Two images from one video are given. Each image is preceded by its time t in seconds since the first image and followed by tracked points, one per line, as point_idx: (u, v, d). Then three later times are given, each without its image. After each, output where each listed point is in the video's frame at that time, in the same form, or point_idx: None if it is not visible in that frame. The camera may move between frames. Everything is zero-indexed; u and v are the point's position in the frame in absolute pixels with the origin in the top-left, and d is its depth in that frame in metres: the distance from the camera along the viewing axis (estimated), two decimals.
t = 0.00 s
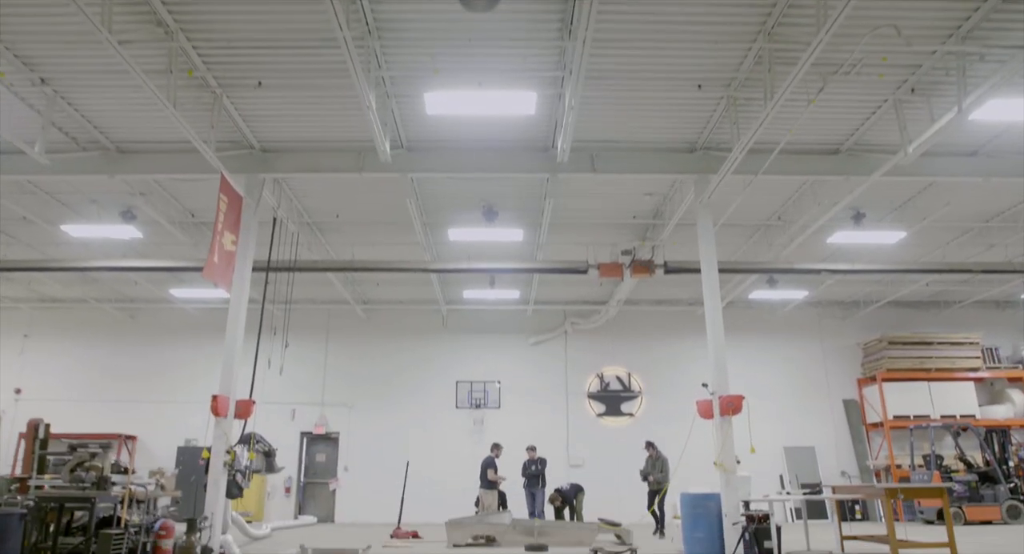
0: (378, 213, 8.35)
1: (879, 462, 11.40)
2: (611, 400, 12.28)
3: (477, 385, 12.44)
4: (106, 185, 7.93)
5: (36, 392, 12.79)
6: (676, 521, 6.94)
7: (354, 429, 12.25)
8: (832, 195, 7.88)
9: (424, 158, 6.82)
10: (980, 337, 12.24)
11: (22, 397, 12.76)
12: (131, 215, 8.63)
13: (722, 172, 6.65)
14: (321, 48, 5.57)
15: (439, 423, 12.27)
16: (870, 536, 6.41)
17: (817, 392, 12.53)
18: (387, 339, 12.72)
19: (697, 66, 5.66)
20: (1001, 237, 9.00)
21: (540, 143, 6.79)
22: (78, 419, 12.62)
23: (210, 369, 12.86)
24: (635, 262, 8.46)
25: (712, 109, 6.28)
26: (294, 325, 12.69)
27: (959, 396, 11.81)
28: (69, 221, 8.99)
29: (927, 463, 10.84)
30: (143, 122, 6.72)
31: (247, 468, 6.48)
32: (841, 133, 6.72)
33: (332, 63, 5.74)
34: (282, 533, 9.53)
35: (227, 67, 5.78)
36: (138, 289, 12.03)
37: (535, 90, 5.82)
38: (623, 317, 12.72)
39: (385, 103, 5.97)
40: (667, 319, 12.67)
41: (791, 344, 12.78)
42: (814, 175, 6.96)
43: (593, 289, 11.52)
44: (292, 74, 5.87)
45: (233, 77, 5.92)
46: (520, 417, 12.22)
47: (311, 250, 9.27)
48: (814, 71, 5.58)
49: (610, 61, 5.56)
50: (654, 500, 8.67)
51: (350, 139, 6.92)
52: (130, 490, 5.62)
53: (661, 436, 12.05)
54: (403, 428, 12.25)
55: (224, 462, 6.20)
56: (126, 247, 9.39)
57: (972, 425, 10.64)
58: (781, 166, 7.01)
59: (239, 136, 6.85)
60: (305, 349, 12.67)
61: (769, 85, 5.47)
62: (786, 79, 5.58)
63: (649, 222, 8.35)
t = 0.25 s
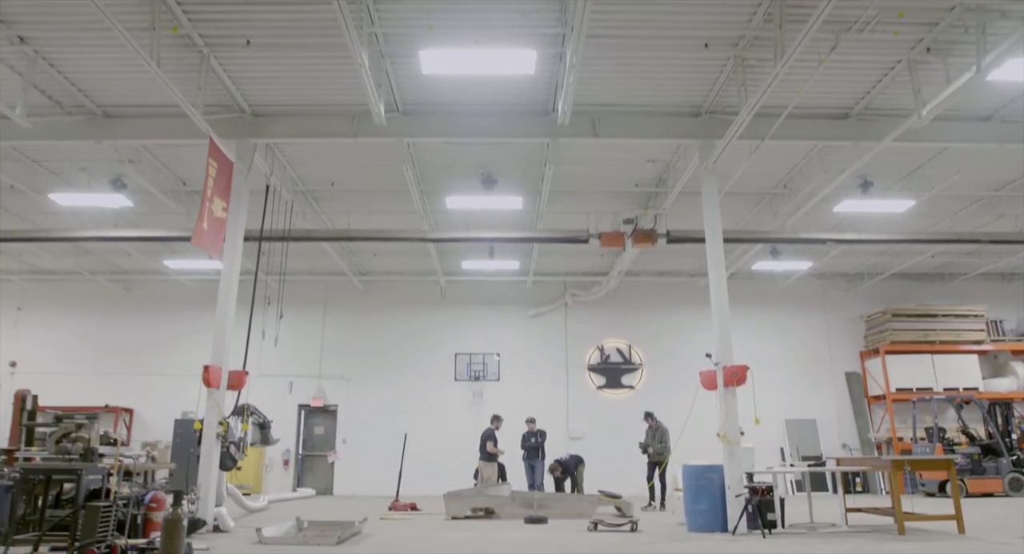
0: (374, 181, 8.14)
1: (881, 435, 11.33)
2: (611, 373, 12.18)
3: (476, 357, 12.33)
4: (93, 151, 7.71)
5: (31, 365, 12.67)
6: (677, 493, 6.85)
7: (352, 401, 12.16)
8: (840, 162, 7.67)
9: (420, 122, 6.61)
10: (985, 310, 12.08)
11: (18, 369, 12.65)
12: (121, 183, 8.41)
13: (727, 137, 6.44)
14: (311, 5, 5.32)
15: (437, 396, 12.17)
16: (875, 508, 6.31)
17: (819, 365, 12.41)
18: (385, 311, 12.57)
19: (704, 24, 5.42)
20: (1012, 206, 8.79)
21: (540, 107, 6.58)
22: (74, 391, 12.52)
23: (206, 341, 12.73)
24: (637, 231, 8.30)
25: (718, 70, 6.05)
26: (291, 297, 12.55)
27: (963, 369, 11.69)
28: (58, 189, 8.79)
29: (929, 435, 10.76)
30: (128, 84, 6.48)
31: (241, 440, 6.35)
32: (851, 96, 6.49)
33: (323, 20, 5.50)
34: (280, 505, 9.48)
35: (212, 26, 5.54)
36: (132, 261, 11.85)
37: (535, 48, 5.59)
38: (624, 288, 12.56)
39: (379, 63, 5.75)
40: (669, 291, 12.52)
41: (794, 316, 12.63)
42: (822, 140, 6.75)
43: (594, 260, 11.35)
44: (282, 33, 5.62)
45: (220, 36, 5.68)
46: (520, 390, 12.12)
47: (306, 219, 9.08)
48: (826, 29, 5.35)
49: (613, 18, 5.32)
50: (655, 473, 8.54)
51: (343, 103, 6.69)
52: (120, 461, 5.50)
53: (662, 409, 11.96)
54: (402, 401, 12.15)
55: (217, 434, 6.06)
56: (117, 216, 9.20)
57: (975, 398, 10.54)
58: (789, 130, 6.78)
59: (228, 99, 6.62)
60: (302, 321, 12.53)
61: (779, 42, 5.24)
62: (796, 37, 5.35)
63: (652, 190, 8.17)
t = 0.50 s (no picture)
0: (368, 150, 7.92)
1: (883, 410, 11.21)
2: (612, 347, 12.04)
3: (474, 332, 12.18)
4: (79, 120, 7.48)
5: (25, 341, 12.52)
6: (679, 469, 6.72)
7: (350, 377, 12.05)
8: (848, 130, 7.44)
9: (415, 88, 6.40)
10: (991, 284, 11.90)
11: (11, 345, 12.49)
12: (110, 153, 8.18)
13: (733, 103, 6.22)
14: None
15: (436, 371, 12.04)
16: (882, 484, 6.17)
17: (822, 339, 12.26)
18: (383, 286, 12.40)
19: None
20: None
21: (540, 71, 6.34)
22: (69, 368, 12.40)
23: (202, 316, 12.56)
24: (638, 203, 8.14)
25: (725, 32, 5.81)
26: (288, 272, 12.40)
27: (968, 344, 11.53)
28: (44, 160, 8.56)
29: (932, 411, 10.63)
30: (112, 48, 6.24)
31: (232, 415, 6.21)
32: (863, 61, 6.25)
33: None
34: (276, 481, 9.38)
35: None
36: (125, 235, 11.65)
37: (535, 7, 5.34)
38: (625, 262, 12.38)
39: (371, 24, 5.51)
40: (671, 265, 12.34)
41: (798, 291, 12.45)
42: (832, 107, 6.51)
43: (594, 234, 11.16)
44: None
45: None
46: (519, 365, 12.00)
47: (300, 190, 8.88)
48: None
49: None
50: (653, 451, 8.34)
51: (335, 68, 6.45)
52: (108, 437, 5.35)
53: (662, 384, 11.85)
54: (400, 376, 12.03)
55: (208, 410, 5.91)
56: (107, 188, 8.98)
57: (980, 373, 10.40)
58: (796, 96, 6.55)
59: (217, 64, 6.39)
60: (299, 296, 12.38)
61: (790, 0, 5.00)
62: None
63: (654, 159, 7.96)
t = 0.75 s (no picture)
0: (363, 124, 7.69)
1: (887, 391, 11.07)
2: (612, 327, 11.87)
3: (473, 312, 12.02)
4: (64, 92, 7.25)
5: (18, 321, 12.34)
6: (681, 450, 6.58)
7: (347, 357, 11.90)
8: (858, 103, 7.22)
9: (411, 58, 6.18)
10: (998, 264, 11.71)
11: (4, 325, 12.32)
12: (97, 127, 7.95)
13: (740, 74, 5.99)
14: None
15: (434, 351, 11.89)
16: (889, 466, 6.03)
17: (826, 319, 12.10)
18: (380, 265, 12.22)
19: None
20: None
21: (540, 40, 6.11)
22: (62, 348, 12.25)
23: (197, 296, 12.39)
24: (641, 179, 7.95)
25: None
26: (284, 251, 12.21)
27: (974, 324, 11.36)
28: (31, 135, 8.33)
29: (937, 392, 10.49)
30: (95, 15, 6.00)
31: (222, 397, 6.05)
32: (876, 29, 6.02)
33: None
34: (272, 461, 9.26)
35: None
36: (117, 213, 11.44)
37: None
38: (626, 241, 12.18)
39: None
40: (673, 244, 12.16)
41: (801, 270, 12.26)
42: (842, 78, 6.28)
43: (595, 212, 10.96)
44: None
45: None
46: (519, 344, 11.84)
47: (294, 166, 8.67)
48: None
49: None
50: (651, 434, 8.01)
51: (327, 36, 6.20)
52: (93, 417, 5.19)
53: (663, 364, 11.71)
54: (398, 356, 11.89)
55: (196, 392, 5.75)
56: (96, 164, 8.76)
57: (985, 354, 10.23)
58: (805, 67, 6.31)
59: (205, 32, 6.15)
60: (295, 275, 12.20)
61: None
62: None
63: (657, 133, 7.74)
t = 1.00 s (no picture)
0: (358, 102, 7.47)
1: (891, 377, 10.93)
2: (613, 311, 11.70)
3: (472, 295, 11.84)
4: (49, 68, 7.03)
5: (10, 305, 12.17)
6: (685, 436, 6.42)
7: (344, 342, 11.74)
8: (868, 80, 7.00)
9: (408, 31, 5.97)
10: (1006, 247, 11.50)
11: None
12: (85, 105, 7.73)
13: (748, 48, 5.76)
14: None
15: (432, 336, 11.73)
16: (898, 452, 5.87)
17: (830, 303, 11.91)
18: (378, 248, 12.03)
19: None
20: None
21: (540, 13, 5.89)
22: (55, 332, 12.07)
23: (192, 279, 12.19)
24: (644, 158, 7.74)
25: None
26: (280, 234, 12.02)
27: (981, 308, 11.19)
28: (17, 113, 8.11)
29: (942, 377, 10.34)
30: None
31: (213, 381, 5.87)
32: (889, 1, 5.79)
33: None
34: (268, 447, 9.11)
35: None
36: (109, 195, 11.23)
37: None
38: (628, 223, 11.99)
39: None
40: (675, 226, 11.97)
41: (805, 254, 12.06)
42: (853, 52, 6.05)
43: (596, 194, 10.75)
44: None
45: None
46: (519, 328, 11.68)
47: (288, 145, 8.46)
48: None
49: None
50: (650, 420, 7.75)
51: (319, 8, 5.96)
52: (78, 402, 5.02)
53: (665, 348, 11.55)
54: (396, 341, 11.72)
55: (186, 376, 5.56)
56: (85, 144, 8.55)
57: (993, 339, 10.07)
58: (816, 40, 6.08)
59: (193, 3, 5.92)
60: (291, 258, 12.02)
61: None
62: None
63: (661, 111, 7.52)
